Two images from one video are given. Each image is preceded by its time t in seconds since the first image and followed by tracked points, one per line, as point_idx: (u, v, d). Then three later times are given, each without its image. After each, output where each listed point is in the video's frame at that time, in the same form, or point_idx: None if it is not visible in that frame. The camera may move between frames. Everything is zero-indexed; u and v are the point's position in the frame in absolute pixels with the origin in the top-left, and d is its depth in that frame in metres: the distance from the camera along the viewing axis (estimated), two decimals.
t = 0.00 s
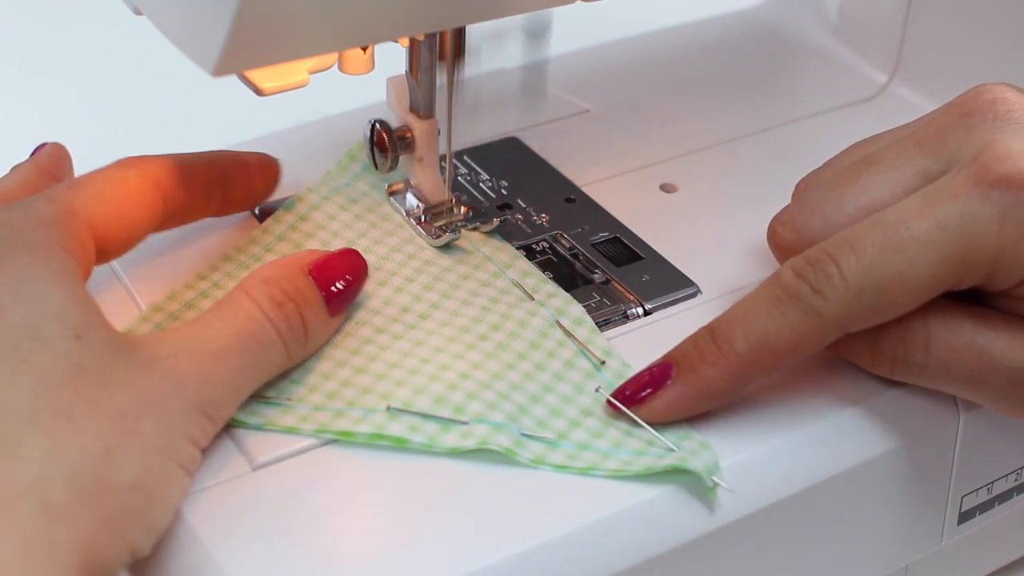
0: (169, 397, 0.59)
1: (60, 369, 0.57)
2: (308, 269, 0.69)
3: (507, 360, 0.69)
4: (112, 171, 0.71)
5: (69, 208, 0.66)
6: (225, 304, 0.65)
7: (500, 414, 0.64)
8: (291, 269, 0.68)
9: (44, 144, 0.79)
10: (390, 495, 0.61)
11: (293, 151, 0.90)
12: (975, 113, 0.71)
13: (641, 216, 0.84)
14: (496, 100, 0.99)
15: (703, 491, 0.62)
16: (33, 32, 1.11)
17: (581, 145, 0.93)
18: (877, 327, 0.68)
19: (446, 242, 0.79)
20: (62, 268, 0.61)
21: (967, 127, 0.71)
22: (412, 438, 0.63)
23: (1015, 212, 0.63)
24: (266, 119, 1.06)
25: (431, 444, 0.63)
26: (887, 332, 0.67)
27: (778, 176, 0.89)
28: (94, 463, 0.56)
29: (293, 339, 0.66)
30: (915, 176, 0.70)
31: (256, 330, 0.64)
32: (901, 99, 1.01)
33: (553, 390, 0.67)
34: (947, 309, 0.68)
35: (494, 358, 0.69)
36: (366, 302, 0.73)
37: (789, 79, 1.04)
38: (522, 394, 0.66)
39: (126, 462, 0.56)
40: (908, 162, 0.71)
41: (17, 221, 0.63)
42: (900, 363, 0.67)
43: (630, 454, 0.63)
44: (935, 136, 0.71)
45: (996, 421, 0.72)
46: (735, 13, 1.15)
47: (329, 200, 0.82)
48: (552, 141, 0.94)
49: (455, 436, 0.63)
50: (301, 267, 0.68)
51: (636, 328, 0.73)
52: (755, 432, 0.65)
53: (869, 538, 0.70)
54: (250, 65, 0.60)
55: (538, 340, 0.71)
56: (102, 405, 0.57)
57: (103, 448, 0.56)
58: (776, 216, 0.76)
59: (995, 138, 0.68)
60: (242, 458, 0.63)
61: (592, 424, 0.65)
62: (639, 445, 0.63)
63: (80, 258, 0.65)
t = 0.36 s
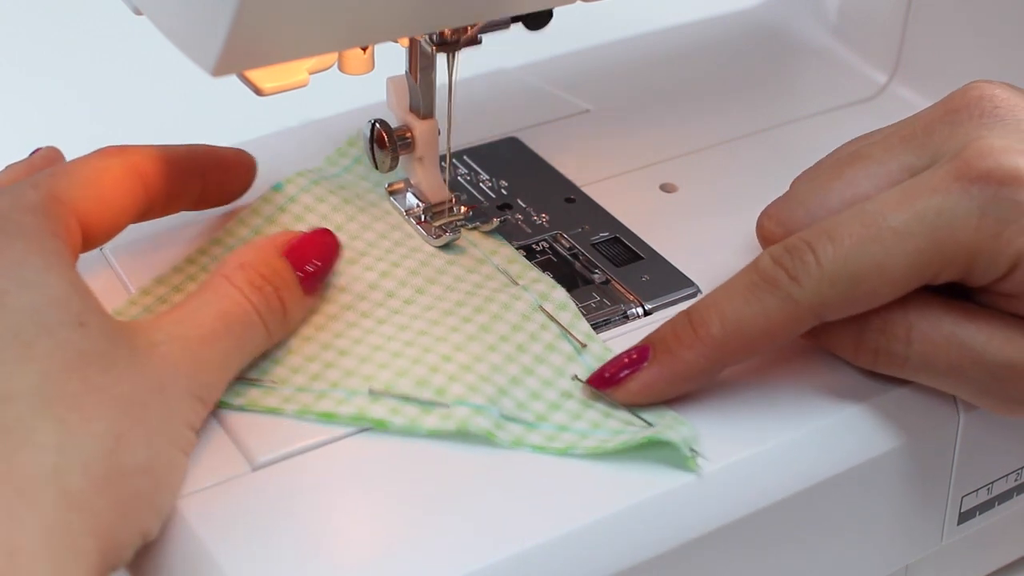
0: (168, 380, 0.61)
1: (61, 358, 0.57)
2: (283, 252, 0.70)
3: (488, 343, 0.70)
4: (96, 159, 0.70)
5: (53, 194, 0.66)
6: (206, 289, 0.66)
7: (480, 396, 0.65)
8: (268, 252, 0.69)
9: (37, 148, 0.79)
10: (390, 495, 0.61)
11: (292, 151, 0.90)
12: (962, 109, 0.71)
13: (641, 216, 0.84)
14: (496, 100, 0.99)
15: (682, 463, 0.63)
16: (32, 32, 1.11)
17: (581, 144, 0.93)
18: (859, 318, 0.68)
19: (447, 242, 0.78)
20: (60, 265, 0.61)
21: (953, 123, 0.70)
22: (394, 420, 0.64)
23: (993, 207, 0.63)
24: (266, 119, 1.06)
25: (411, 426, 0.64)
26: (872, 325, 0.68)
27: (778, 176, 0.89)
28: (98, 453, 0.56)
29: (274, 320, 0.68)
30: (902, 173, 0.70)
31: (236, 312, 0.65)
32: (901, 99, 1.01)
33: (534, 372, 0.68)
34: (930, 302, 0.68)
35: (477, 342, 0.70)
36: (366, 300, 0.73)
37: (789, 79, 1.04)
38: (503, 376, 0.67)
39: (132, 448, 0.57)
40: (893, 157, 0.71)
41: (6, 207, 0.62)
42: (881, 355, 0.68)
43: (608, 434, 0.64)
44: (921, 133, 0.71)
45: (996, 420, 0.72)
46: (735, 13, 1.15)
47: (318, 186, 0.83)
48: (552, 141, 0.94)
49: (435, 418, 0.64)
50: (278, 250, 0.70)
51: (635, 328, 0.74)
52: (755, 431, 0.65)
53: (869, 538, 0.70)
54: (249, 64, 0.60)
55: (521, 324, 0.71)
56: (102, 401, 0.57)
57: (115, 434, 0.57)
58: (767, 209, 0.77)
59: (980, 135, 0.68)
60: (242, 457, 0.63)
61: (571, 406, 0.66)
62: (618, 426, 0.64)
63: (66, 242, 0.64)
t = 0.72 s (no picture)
0: (182, 399, 0.59)
1: (61, 370, 0.57)
2: (341, 285, 0.67)
3: (485, 336, 0.70)
4: (145, 188, 0.70)
5: (91, 220, 0.66)
6: (248, 314, 0.64)
7: (479, 391, 0.66)
8: (323, 282, 0.66)
9: (61, 140, 0.77)
10: (390, 495, 0.61)
11: (292, 151, 0.90)
12: (978, 114, 0.71)
13: (641, 216, 0.84)
14: (495, 100, 0.99)
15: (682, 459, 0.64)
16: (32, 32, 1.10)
17: (581, 144, 0.93)
18: (881, 327, 0.68)
19: (447, 242, 0.78)
20: (64, 268, 0.61)
21: (971, 129, 0.71)
22: (392, 415, 0.65)
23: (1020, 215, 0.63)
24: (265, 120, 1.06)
25: (410, 421, 0.64)
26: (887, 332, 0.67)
27: (778, 176, 0.89)
28: (94, 463, 0.55)
29: (316, 354, 0.65)
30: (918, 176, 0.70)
31: (274, 343, 0.63)
32: (901, 99, 1.01)
33: (531, 365, 0.69)
34: (953, 311, 0.68)
35: (473, 334, 0.70)
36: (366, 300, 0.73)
37: (789, 79, 1.04)
38: (500, 370, 0.68)
39: (128, 463, 0.56)
40: (912, 161, 0.71)
41: (35, 229, 0.63)
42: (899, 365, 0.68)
43: (606, 430, 0.64)
44: (938, 137, 0.71)
45: (996, 421, 0.72)
46: (735, 13, 1.15)
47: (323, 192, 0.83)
48: (552, 141, 0.94)
49: (434, 413, 0.65)
50: (335, 282, 0.67)
51: (635, 328, 0.73)
52: (755, 432, 0.66)
53: (869, 539, 0.70)
54: (250, 64, 0.59)
55: (517, 316, 0.72)
56: (104, 407, 0.57)
57: (103, 451, 0.56)
58: (782, 210, 0.76)
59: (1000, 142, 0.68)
60: (241, 457, 0.63)
61: (568, 400, 0.66)
62: (614, 419, 0.65)
63: (98, 273, 0.64)
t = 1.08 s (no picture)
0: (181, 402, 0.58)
1: (62, 370, 0.57)
2: (340, 284, 0.66)
3: (485, 336, 0.70)
4: (144, 188, 0.70)
5: (91, 221, 0.66)
6: (247, 315, 0.63)
7: (478, 391, 0.66)
8: (323, 282, 0.66)
9: (62, 140, 0.77)
10: (389, 495, 0.61)
11: (292, 151, 0.90)
12: (974, 116, 0.72)
13: (641, 216, 0.84)
14: (496, 100, 0.99)
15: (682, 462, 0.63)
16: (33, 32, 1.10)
17: (581, 144, 0.93)
18: (879, 329, 0.68)
19: (446, 242, 0.78)
20: (64, 268, 0.61)
21: (968, 132, 0.71)
22: (392, 416, 0.65)
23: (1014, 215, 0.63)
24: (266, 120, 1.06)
25: (410, 422, 0.64)
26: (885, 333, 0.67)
27: (778, 176, 0.89)
28: (94, 463, 0.55)
29: (315, 354, 0.65)
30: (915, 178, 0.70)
31: (274, 344, 0.63)
32: (901, 99, 1.01)
33: (531, 365, 0.69)
34: (950, 313, 0.68)
35: (473, 334, 0.70)
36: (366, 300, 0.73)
37: (789, 79, 1.04)
38: (500, 370, 0.68)
39: (127, 463, 0.56)
40: (910, 163, 0.71)
41: (34, 229, 0.63)
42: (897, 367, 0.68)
43: (606, 432, 0.64)
44: (935, 140, 0.72)
45: (996, 421, 0.72)
46: (735, 13, 1.15)
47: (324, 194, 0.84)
48: (552, 141, 0.94)
49: (433, 414, 0.65)
50: (334, 281, 0.66)
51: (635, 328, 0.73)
52: (755, 432, 0.66)
53: (869, 539, 0.70)
54: (250, 64, 0.59)
55: (517, 316, 0.72)
56: (103, 407, 0.57)
57: (103, 451, 0.56)
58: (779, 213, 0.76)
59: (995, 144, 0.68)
60: (242, 457, 0.63)
61: (569, 401, 0.66)
62: (613, 420, 0.65)
63: (98, 273, 0.64)
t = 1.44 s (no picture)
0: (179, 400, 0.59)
1: (66, 368, 0.57)
2: (329, 277, 0.67)
3: (477, 328, 0.71)
4: (141, 185, 0.70)
5: (88, 218, 0.66)
6: (238, 310, 0.64)
7: (469, 381, 0.66)
8: (311, 275, 0.66)
9: (61, 140, 0.78)
10: (390, 493, 0.60)
11: (293, 151, 0.90)
12: (969, 112, 0.71)
13: (640, 216, 0.84)
14: (496, 100, 0.99)
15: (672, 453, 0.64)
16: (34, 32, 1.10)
17: (581, 144, 0.93)
18: (872, 325, 0.68)
19: (446, 243, 0.78)
20: (64, 266, 0.61)
21: (962, 127, 0.70)
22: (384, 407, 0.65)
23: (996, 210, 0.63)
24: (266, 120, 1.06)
25: (402, 413, 0.65)
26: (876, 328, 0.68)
27: (779, 176, 0.89)
28: (100, 461, 0.55)
29: (307, 348, 0.65)
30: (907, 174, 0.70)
31: (267, 338, 0.63)
32: (901, 99, 1.01)
33: (523, 357, 0.69)
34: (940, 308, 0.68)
35: (466, 325, 0.71)
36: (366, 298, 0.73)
37: (789, 79, 1.04)
38: (492, 361, 0.68)
39: (130, 459, 0.56)
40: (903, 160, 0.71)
41: (34, 225, 0.64)
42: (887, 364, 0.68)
43: (596, 423, 0.65)
44: (928, 135, 0.71)
45: (996, 421, 0.72)
46: (735, 13, 1.15)
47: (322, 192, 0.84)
48: (552, 141, 0.94)
49: (426, 405, 0.65)
50: (323, 275, 0.66)
51: (635, 328, 0.73)
52: (755, 431, 0.65)
53: (869, 538, 0.70)
54: (250, 64, 0.59)
55: (509, 307, 0.72)
56: (105, 405, 0.56)
57: (107, 447, 0.56)
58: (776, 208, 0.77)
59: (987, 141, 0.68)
60: (241, 457, 0.63)
61: (560, 392, 0.67)
62: (604, 413, 0.66)
63: (96, 269, 0.64)
